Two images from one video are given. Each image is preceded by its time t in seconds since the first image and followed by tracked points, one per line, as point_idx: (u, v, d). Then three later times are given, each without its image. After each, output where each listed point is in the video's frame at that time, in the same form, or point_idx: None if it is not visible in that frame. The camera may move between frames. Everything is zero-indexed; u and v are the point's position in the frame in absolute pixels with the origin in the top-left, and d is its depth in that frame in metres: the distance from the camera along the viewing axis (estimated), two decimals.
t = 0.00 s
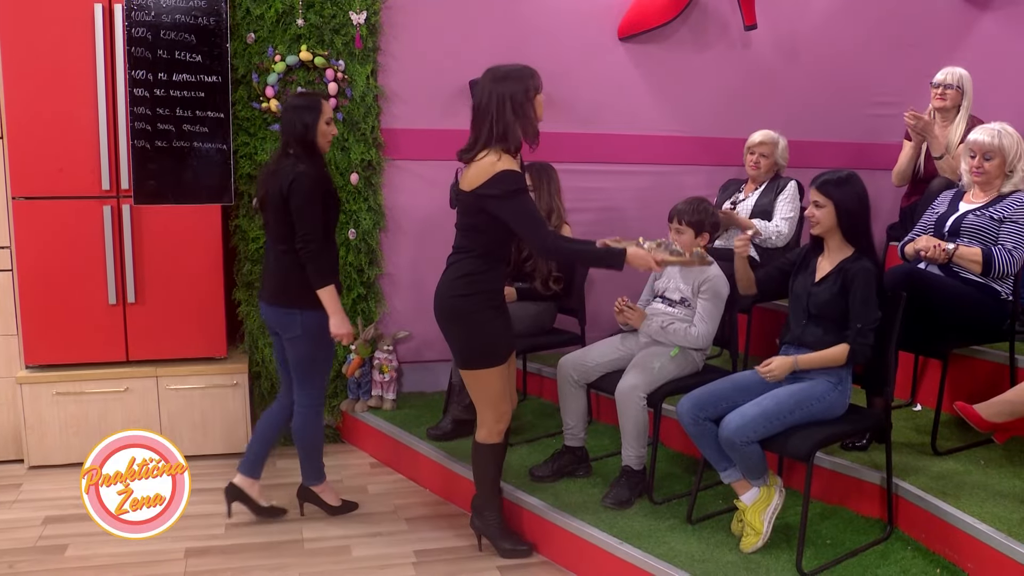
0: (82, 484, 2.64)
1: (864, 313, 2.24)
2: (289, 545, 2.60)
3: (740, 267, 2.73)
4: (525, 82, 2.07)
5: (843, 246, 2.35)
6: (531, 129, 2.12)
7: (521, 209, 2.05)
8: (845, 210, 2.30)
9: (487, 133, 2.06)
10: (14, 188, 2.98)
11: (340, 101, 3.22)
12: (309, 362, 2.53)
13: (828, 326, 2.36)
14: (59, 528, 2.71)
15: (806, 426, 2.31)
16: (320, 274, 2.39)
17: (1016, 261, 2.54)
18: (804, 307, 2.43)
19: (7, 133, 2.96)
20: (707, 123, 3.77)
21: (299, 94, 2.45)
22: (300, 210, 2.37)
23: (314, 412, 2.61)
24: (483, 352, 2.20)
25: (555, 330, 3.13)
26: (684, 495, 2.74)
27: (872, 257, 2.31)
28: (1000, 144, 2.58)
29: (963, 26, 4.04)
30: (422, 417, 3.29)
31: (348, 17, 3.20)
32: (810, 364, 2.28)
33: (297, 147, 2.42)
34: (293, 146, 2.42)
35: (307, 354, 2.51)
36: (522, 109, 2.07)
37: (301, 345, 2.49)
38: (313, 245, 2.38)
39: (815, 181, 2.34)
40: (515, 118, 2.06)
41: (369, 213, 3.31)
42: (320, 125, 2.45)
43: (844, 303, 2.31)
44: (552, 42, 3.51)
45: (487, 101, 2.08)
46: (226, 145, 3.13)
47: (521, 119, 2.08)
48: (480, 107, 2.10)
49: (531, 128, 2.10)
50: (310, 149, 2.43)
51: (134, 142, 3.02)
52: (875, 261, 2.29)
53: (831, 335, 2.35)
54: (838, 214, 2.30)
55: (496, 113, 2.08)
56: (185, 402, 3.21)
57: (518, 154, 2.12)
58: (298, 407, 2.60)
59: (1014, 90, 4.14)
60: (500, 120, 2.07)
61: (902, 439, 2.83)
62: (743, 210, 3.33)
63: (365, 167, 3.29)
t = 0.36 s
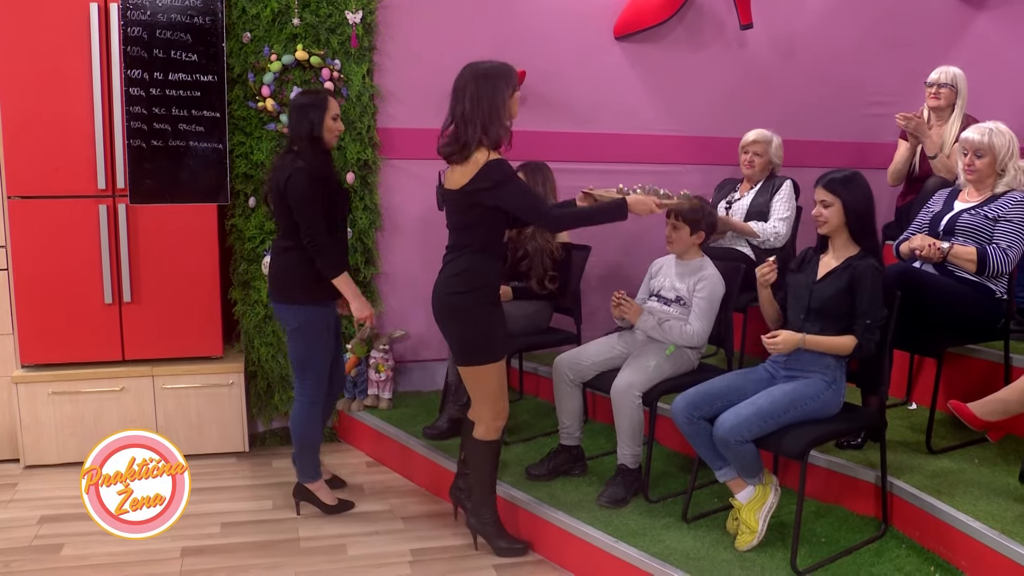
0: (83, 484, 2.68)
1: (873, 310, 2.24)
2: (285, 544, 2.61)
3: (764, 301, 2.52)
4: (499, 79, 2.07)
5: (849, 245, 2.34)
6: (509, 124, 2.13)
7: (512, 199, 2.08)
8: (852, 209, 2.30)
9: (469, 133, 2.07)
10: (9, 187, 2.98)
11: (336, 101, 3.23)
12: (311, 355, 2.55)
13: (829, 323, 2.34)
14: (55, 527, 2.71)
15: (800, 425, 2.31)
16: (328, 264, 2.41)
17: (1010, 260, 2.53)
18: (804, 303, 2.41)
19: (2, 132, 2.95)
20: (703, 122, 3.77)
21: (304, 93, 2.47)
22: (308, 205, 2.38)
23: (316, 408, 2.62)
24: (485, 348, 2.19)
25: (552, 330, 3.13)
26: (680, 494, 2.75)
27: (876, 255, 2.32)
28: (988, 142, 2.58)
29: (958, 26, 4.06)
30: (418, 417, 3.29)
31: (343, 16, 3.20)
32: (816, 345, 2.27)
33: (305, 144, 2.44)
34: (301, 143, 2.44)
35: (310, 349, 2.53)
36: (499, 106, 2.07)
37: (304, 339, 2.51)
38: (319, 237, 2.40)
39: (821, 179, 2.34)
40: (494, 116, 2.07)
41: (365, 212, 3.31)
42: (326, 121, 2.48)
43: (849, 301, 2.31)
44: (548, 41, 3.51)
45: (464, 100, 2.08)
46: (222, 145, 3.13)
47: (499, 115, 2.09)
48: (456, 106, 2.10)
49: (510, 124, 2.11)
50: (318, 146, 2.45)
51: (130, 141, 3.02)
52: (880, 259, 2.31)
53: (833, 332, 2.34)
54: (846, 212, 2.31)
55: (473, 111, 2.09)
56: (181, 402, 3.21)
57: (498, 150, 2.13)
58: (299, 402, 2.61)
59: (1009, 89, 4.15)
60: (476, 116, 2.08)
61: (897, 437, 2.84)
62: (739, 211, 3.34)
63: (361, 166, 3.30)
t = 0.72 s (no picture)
0: (83, 485, 2.68)
1: (868, 307, 2.25)
2: (275, 545, 2.60)
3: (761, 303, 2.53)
4: (484, 77, 2.12)
5: (836, 245, 2.36)
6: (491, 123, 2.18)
7: (496, 187, 2.11)
8: (837, 209, 2.31)
9: (454, 128, 2.10)
10: None
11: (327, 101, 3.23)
12: (307, 353, 2.58)
13: (823, 323, 2.35)
14: (44, 529, 2.70)
15: (790, 425, 2.32)
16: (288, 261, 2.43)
17: (998, 261, 2.55)
18: (796, 303, 2.41)
19: None
20: (694, 123, 3.78)
21: (297, 94, 2.50)
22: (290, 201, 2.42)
23: (306, 405, 2.63)
24: (452, 344, 2.20)
25: (542, 331, 3.13)
26: (670, 494, 2.75)
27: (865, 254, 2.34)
28: (966, 141, 2.59)
29: (948, 27, 4.07)
30: (409, 418, 3.29)
31: (334, 17, 3.20)
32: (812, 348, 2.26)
33: (296, 142, 2.45)
34: (290, 142, 2.46)
35: (297, 344, 2.57)
36: (483, 103, 2.12)
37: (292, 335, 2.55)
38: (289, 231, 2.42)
39: (802, 182, 2.34)
40: (479, 112, 2.12)
41: (355, 213, 3.31)
42: (318, 120, 2.50)
43: (841, 300, 2.32)
44: (539, 42, 3.52)
45: (447, 98, 2.13)
46: (212, 145, 3.13)
47: (483, 113, 2.14)
48: (440, 104, 2.15)
49: (493, 122, 2.16)
50: (311, 144, 2.47)
51: (120, 142, 3.01)
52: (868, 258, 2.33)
53: (827, 330, 2.34)
54: (832, 213, 2.32)
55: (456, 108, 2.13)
56: (172, 403, 3.20)
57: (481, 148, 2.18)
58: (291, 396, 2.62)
59: (999, 90, 4.17)
60: (461, 117, 2.12)
61: (887, 437, 2.84)
62: (728, 211, 3.35)
63: (352, 167, 3.30)
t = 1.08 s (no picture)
0: (82, 485, 2.69)
1: (836, 309, 2.28)
2: (267, 547, 2.60)
3: (751, 299, 2.59)
4: (471, 79, 2.16)
5: (818, 246, 2.39)
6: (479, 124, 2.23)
7: (436, 199, 2.13)
8: (815, 211, 2.34)
9: (441, 130, 2.14)
10: None
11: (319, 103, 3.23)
12: (302, 349, 2.63)
13: (803, 325, 2.39)
14: (35, 532, 2.70)
15: (780, 425, 2.33)
16: (269, 259, 2.48)
17: (984, 263, 2.55)
18: (781, 302, 2.45)
19: None
20: (686, 125, 3.79)
21: (293, 96, 2.55)
22: (279, 202, 2.48)
23: (304, 400, 2.67)
24: (436, 343, 2.27)
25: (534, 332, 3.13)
26: (661, 495, 2.76)
27: (847, 255, 2.36)
28: (947, 140, 2.62)
29: (939, 29, 4.09)
30: (402, 419, 3.29)
31: (326, 19, 3.20)
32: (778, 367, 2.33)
33: (289, 145, 2.50)
34: (282, 143, 2.52)
35: (289, 342, 2.60)
36: (471, 105, 2.17)
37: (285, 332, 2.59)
38: (273, 231, 2.47)
39: (785, 183, 2.39)
40: (467, 114, 2.16)
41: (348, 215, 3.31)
42: (312, 123, 2.55)
43: (818, 301, 2.35)
44: (531, 44, 3.52)
45: (435, 99, 2.17)
46: (204, 147, 3.12)
47: (471, 117, 2.19)
48: (428, 106, 2.19)
49: (480, 123, 2.21)
50: (303, 145, 2.52)
51: (111, 144, 3.01)
52: (850, 258, 2.35)
53: (801, 330, 2.39)
54: (807, 215, 2.35)
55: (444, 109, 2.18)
56: (164, 405, 3.20)
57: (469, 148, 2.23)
58: (291, 391, 2.66)
59: (990, 91, 4.18)
60: (448, 119, 2.16)
61: (878, 438, 2.85)
62: (715, 214, 3.33)
63: (344, 169, 3.31)
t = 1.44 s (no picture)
0: (83, 484, 2.69)
1: (836, 309, 2.28)
2: (267, 546, 2.60)
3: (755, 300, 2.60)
4: (477, 81, 2.19)
5: (817, 247, 2.39)
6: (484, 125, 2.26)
7: (416, 186, 2.18)
8: (811, 213, 2.35)
9: (445, 129, 2.17)
10: None
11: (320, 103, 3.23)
12: (289, 347, 2.70)
13: (804, 325, 2.40)
14: (36, 532, 2.70)
15: (781, 425, 2.33)
16: (263, 256, 2.57)
17: (985, 265, 2.54)
18: (782, 303, 2.47)
19: None
20: (688, 125, 3.79)
21: (294, 97, 2.61)
22: (273, 201, 2.56)
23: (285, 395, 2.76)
24: (429, 340, 2.29)
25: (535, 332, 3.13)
26: (662, 495, 2.76)
27: (846, 254, 2.36)
28: (949, 140, 2.62)
29: (941, 29, 4.09)
30: (402, 419, 3.29)
31: (327, 19, 3.20)
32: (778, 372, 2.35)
33: (287, 146, 2.58)
34: (280, 143, 2.61)
35: (276, 338, 2.69)
36: (476, 107, 2.19)
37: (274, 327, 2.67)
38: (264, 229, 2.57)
39: (779, 185, 2.41)
40: (473, 114, 2.19)
41: (349, 215, 3.31)
42: (312, 124, 2.60)
43: (820, 302, 2.35)
44: (533, 43, 3.53)
45: (440, 99, 2.20)
46: (205, 147, 3.12)
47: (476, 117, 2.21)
48: (433, 106, 2.22)
49: (485, 124, 2.24)
50: (300, 147, 2.59)
51: (112, 143, 3.01)
52: (850, 258, 2.35)
53: (804, 330, 2.40)
54: (801, 217, 2.36)
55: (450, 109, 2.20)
56: (164, 405, 3.20)
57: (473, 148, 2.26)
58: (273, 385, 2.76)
59: (991, 90, 4.18)
60: (453, 119, 2.19)
61: (879, 438, 2.85)
62: (713, 216, 3.29)
63: (345, 169, 3.30)
